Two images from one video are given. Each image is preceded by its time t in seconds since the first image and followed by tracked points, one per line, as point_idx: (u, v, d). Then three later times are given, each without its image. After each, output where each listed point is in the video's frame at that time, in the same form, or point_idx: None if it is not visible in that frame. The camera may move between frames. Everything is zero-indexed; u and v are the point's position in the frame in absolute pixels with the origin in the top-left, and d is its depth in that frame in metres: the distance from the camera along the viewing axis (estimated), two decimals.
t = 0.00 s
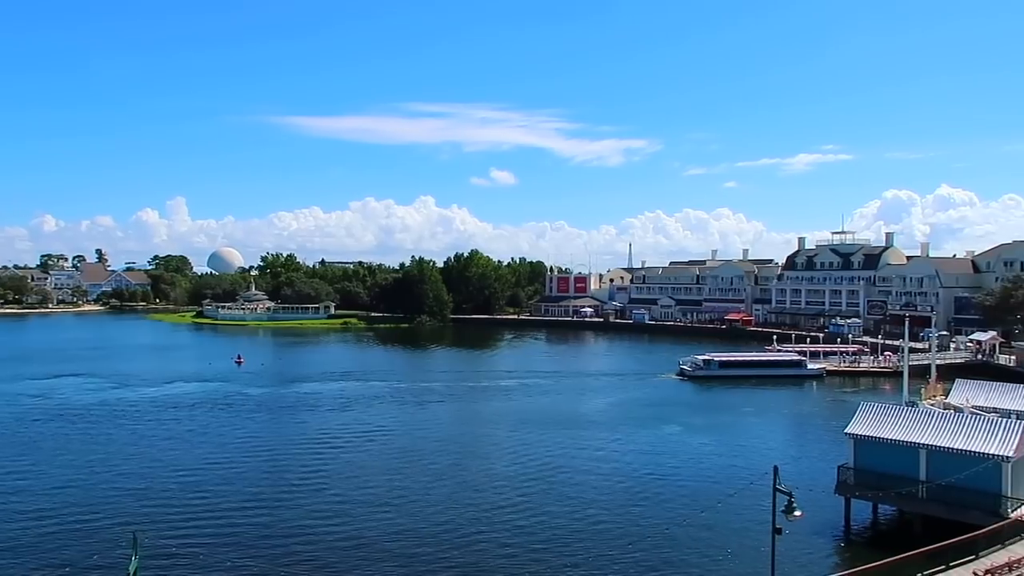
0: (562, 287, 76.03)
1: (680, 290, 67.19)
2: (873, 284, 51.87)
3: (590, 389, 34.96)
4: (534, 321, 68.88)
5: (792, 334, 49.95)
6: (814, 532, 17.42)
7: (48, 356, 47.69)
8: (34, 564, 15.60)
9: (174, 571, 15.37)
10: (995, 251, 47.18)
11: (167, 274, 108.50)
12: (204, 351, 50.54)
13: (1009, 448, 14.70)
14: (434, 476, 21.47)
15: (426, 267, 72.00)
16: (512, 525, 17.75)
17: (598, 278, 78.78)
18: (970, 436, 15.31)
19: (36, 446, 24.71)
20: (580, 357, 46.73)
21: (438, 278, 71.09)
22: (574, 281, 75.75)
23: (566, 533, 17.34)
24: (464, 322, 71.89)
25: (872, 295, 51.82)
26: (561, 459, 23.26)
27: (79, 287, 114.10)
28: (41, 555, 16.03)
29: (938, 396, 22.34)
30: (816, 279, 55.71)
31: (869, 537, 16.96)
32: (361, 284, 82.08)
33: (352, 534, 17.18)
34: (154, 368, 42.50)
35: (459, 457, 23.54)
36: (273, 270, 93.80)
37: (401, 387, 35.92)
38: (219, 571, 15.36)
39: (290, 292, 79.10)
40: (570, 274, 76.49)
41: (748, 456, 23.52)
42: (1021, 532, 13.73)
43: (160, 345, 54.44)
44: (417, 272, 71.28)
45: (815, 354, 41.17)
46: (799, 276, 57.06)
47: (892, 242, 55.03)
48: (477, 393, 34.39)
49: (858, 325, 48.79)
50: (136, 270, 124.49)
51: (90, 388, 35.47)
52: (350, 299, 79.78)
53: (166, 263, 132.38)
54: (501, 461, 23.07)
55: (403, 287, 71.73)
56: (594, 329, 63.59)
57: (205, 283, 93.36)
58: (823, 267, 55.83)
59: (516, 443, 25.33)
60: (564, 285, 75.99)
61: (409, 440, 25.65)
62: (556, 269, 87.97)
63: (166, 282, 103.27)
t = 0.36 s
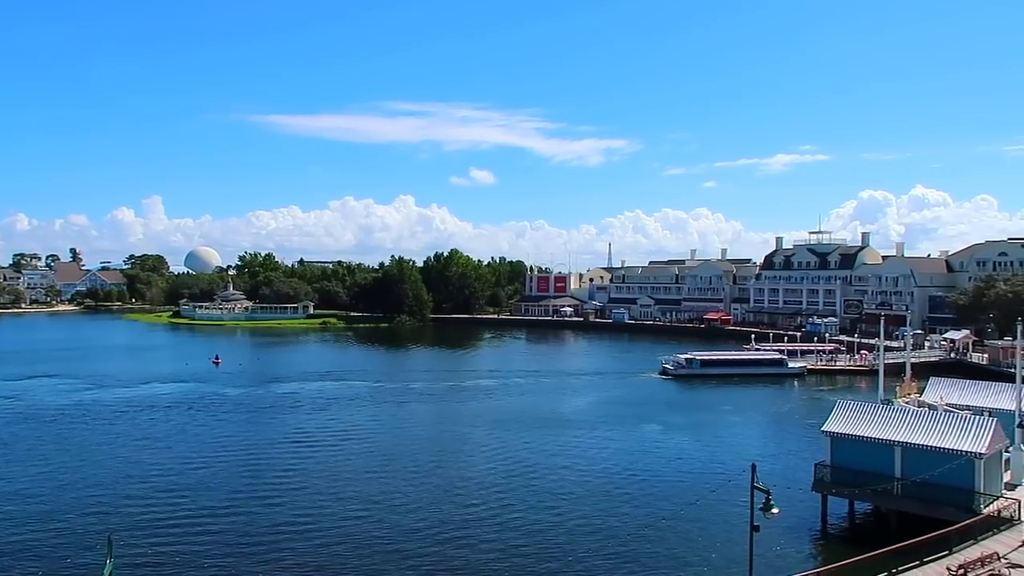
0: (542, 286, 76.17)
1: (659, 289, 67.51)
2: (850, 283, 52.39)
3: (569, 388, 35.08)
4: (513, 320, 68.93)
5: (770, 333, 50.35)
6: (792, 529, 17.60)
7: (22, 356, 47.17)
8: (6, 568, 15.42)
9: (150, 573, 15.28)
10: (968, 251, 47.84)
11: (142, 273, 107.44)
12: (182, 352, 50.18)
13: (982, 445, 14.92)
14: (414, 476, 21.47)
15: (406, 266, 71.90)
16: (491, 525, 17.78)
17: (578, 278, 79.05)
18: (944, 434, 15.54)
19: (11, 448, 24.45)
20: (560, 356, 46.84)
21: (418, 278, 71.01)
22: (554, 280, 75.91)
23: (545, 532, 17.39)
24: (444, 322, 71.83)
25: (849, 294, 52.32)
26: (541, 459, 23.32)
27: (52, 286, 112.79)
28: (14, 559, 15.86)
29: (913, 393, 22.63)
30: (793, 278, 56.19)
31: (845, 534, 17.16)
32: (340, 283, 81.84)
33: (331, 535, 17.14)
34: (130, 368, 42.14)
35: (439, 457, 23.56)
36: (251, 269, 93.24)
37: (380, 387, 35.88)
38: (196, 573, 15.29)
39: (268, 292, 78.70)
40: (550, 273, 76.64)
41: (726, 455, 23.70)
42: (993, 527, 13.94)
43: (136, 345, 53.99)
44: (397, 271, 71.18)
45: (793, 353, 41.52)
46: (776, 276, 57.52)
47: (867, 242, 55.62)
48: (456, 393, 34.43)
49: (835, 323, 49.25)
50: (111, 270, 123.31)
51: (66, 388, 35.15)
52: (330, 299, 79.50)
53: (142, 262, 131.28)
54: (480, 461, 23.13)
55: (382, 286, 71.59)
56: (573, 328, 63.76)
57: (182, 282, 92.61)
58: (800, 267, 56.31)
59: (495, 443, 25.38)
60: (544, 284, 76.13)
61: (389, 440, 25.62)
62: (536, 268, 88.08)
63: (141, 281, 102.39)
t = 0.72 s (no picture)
0: (521, 285, 76.30)
1: (638, 288, 67.81)
2: (825, 282, 52.91)
3: (547, 388, 35.18)
4: (492, 319, 68.99)
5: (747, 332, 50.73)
6: (769, 526, 17.78)
7: None
8: None
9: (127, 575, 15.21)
10: (941, 251, 48.49)
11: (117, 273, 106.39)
12: (158, 352, 49.78)
13: (955, 441, 15.17)
14: (393, 476, 21.47)
15: (384, 265, 71.83)
16: (471, 524, 17.80)
17: (557, 277, 79.28)
18: (918, 431, 15.76)
19: None
20: (539, 355, 46.95)
21: (397, 277, 70.94)
22: (533, 280, 76.06)
23: (524, 531, 17.48)
24: (423, 321, 71.78)
25: (824, 293, 52.85)
26: (520, 458, 23.40)
27: (25, 286, 111.41)
28: None
29: (887, 391, 22.92)
30: (770, 278, 56.67)
31: (821, 531, 17.35)
32: (318, 283, 81.55)
33: (309, 536, 17.08)
34: (105, 369, 41.74)
35: (418, 457, 23.56)
36: (228, 269, 92.63)
37: (359, 387, 35.83)
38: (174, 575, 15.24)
39: (245, 291, 78.22)
40: (529, 273, 76.78)
41: (704, 453, 23.90)
42: (967, 522, 14.17)
43: (111, 346, 53.48)
44: (376, 271, 71.12)
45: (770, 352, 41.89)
46: (753, 275, 57.99)
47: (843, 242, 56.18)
48: (435, 393, 34.44)
49: (811, 322, 49.76)
50: (84, 270, 121.97)
51: (40, 390, 34.77)
52: (308, 298, 79.19)
53: (117, 262, 130.01)
54: (459, 461, 23.17)
55: (361, 286, 71.44)
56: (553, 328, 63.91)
57: (158, 282, 91.82)
58: (777, 266, 56.77)
59: (474, 443, 25.42)
60: (524, 284, 76.27)
61: (369, 441, 25.60)
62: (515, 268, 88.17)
63: (116, 281, 101.39)
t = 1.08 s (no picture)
0: (500, 284, 76.37)
1: (616, 288, 68.10)
2: (802, 281, 53.39)
3: (526, 387, 35.25)
4: (471, 319, 69.01)
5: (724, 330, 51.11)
6: (747, 523, 17.98)
7: None
8: None
9: None
10: (915, 250, 49.11)
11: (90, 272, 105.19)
12: (133, 352, 49.34)
13: (928, 438, 15.43)
14: (373, 476, 21.48)
15: (363, 264, 71.72)
16: (450, 523, 17.83)
17: (537, 276, 79.44)
18: (891, 427, 16.00)
19: None
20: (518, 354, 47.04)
21: (375, 276, 70.85)
22: (512, 279, 76.16)
23: (502, 530, 17.57)
24: (401, 321, 71.66)
25: (801, 292, 53.33)
26: (500, 457, 23.47)
27: None
28: None
29: (862, 389, 23.21)
30: (747, 276, 57.10)
31: (798, 527, 17.56)
32: (296, 282, 81.22)
33: (287, 537, 17.03)
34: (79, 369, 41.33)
35: (398, 456, 23.57)
36: (204, 268, 91.94)
37: (338, 387, 35.74)
38: None
39: (222, 291, 77.61)
40: (508, 272, 76.87)
41: (682, 451, 24.07)
42: (939, 517, 14.42)
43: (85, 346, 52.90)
44: (354, 270, 71.02)
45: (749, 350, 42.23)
46: (731, 274, 58.42)
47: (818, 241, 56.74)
48: (413, 392, 34.41)
49: (787, 320, 50.22)
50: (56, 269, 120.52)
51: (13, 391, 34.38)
52: (286, 298, 78.83)
53: (90, 261, 128.65)
54: (439, 460, 23.20)
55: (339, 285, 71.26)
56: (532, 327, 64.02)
57: (133, 282, 90.97)
58: (754, 265, 57.24)
59: (453, 442, 25.44)
60: (503, 283, 76.36)
61: (347, 441, 25.57)
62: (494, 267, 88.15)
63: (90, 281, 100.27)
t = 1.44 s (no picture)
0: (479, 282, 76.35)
1: (594, 286, 68.31)
2: (777, 279, 53.84)
3: (504, 385, 35.28)
4: (449, 317, 68.92)
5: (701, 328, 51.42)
6: (723, 519, 18.14)
7: None
8: None
9: None
10: (888, 249, 49.70)
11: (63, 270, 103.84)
12: (105, 352, 48.73)
13: (900, 434, 15.68)
14: (350, 474, 21.44)
15: (340, 262, 71.39)
16: (427, 522, 17.84)
17: (515, 274, 79.49)
18: (864, 423, 16.23)
19: None
20: (495, 352, 47.04)
21: (352, 274, 70.58)
22: (491, 277, 76.15)
23: (479, 527, 17.62)
24: (379, 319, 71.45)
25: (776, 290, 53.78)
26: (477, 455, 23.50)
27: None
28: None
29: (836, 385, 23.50)
30: (724, 275, 57.49)
31: (773, 522, 17.75)
32: (272, 281, 80.75)
33: (264, 536, 16.96)
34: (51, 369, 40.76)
35: (375, 455, 23.53)
36: (179, 266, 91.07)
37: (315, 385, 35.60)
38: None
39: (197, 289, 77.00)
40: (486, 270, 76.86)
41: (659, 448, 24.24)
42: (911, 512, 14.64)
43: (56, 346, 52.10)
44: (331, 268, 70.65)
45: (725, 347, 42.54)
46: (707, 272, 58.79)
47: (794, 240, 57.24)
48: (391, 390, 34.32)
49: (763, 318, 50.63)
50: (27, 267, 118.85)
51: None
52: (262, 296, 78.30)
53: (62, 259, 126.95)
54: (417, 459, 23.17)
55: (316, 283, 70.88)
56: (510, 325, 64.06)
57: (107, 280, 89.96)
58: (730, 264, 57.64)
59: (430, 441, 25.41)
60: (481, 281, 76.35)
61: (324, 439, 25.48)
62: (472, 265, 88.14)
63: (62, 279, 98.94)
